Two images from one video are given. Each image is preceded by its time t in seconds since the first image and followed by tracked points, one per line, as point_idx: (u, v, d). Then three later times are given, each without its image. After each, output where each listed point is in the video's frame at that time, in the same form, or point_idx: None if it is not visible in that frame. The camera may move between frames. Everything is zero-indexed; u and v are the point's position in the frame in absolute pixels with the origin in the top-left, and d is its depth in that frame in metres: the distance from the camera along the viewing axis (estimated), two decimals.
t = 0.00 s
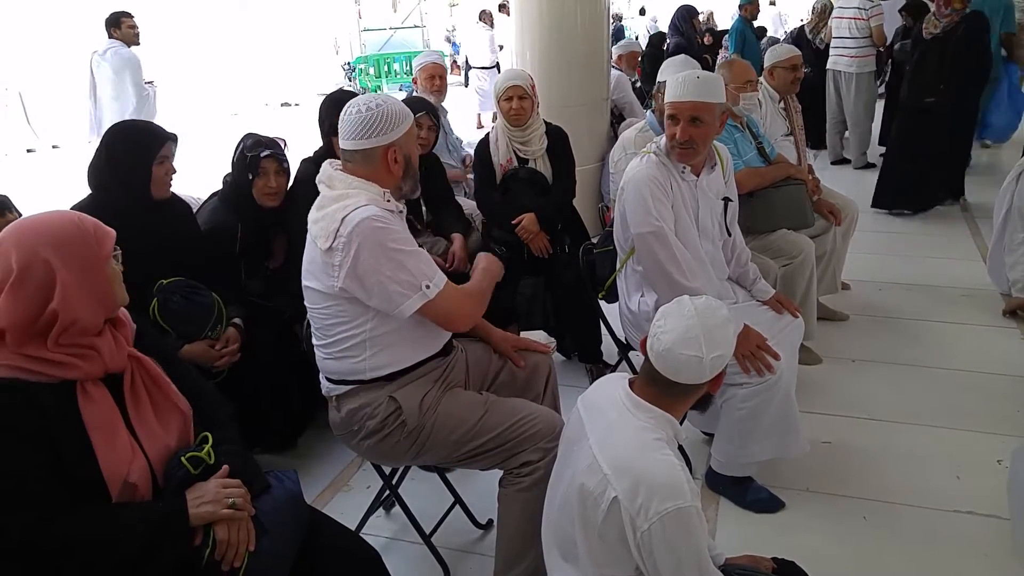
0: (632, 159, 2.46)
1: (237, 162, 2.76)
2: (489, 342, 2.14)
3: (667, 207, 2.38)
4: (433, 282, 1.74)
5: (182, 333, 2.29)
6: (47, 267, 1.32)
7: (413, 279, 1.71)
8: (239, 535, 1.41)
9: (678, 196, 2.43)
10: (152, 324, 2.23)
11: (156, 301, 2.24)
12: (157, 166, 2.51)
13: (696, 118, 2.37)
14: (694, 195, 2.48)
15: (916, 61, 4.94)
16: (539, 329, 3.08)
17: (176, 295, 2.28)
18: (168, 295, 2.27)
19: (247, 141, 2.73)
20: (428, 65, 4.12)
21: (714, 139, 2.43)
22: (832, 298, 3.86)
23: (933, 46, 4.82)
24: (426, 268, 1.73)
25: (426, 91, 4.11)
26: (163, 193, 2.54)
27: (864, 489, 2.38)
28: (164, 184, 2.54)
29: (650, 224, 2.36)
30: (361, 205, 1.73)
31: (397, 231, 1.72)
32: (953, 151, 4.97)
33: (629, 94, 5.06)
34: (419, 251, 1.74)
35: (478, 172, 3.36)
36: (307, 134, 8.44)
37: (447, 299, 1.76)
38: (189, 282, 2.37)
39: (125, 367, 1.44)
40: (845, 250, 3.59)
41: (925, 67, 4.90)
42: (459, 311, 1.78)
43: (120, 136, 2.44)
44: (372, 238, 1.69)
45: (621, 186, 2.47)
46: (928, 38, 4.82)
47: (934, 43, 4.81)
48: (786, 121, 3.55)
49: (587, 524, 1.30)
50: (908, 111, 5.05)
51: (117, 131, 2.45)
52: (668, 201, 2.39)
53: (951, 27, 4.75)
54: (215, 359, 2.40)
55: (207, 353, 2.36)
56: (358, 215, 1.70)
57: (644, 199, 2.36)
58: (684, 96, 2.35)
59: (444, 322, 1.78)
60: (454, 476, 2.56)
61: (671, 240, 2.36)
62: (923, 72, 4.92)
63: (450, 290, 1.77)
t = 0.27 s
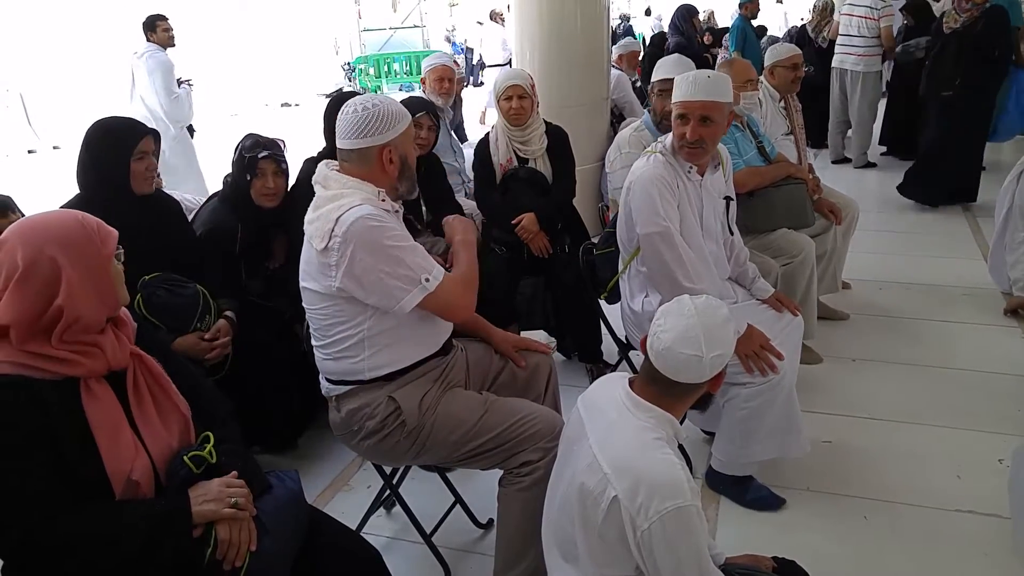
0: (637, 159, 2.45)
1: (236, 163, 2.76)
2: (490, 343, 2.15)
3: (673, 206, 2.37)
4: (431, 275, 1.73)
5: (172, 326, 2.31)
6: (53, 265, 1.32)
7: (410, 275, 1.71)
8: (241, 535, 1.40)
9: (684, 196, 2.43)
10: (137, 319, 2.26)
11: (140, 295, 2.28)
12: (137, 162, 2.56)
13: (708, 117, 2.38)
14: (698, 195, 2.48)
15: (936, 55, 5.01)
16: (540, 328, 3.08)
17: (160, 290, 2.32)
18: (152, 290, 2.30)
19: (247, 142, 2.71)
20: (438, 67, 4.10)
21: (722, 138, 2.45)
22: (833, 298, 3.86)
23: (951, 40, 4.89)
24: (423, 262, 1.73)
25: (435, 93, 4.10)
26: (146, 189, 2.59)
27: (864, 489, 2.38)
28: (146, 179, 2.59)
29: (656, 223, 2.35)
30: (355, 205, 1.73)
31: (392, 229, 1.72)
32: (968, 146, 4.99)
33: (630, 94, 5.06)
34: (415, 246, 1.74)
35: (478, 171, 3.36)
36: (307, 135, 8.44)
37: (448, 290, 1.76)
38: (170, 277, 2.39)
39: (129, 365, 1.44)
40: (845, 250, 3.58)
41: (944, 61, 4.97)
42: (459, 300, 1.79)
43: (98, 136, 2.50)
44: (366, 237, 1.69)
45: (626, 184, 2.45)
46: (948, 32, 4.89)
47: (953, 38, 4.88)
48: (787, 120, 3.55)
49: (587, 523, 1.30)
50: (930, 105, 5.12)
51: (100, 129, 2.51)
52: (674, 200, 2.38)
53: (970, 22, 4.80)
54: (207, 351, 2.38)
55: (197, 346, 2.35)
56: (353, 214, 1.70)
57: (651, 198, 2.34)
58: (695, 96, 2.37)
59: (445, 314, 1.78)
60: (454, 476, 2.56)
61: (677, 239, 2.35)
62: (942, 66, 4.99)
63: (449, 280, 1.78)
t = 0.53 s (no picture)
0: (643, 159, 2.44)
1: (236, 163, 2.75)
2: (490, 344, 2.15)
3: (679, 206, 2.37)
4: (430, 274, 1.74)
5: (165, 321, 2.30)
6: (55, 265, 1.33)
7: (410, 272, 1.71)
8: (240, 537, 1.41)
9: (689, 196, 2.43)
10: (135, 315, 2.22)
11: (135, 291, 2.24)
12: (131, 167, 2.55)
13: (717, 118, 2.41)
14: (703, 196, 2.49)
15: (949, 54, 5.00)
16: (540, 329, 3.08)
17: (154, 284, 2.29)
18: (146, 285, 2.26)
19: (247, 142, 2.71)
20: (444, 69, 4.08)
21: (727, 139, 2.48)
22: (833, 297, 3.86)
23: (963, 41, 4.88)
24: (422, 261, 1.73)
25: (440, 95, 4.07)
26: (139, 193, 2.59)
27: (864, 488, 2.38)
28: (140, 184, 2.57)
29: (663, 223, 2.34)
30: (352, 205, 1.73)
31: (389, 228, 1.72)
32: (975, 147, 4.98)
33: (629, 93, 5.07)
34: (412, 245, 1.74)
35: (478, 172, 3.36)
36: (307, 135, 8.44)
37: (449, 291, 1.77)
38: (161, 270, 2.37)
39: (128, 367, 1.45)
40: (845, 249, 3.59)
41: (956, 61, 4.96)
42: (460, 299, 1.79)
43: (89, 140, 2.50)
44: (363, 237, 1.69)
45: (631, 184, 2.45)
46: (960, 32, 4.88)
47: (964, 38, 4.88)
48: (786, 120, 3.55)
49: (587, 523, 1.30)
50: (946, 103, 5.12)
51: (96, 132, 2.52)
52: (680, 200, 2.38)
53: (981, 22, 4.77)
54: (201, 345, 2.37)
55: (194, 339, 2.35)
56: (350, 214, 1.70)
57: (658, 198, 2.33)
58: (704, 97, 2.40)
59: (445, 313, 1.78)
60: (455, 476, 2.56)
61: (682, 240, 2.34)
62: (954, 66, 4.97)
63: (450, 279, 1.78)
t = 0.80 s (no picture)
0: (646, 159, 2.44)
1: (238, 164, 2.75)
2: (491, 344, 2.16)
3: (683, 206, 2.37)
4: (432, 269, 1.74)
5: (167, 322, 2.32)
6: (50, 268, 1.32)
7: (411, 269, 1.72)
8: (243, 539, 1.41)
9: (692, 196, 2.43)
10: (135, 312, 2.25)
11: (137, 289, 2.26)
12: (142, 172, 2.56)
13: (722, 119, 2.42)
14: (707, 197, 2.49)
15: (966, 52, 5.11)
16: (540, 329, 3.08)
17: (156, 285, 2.30)
18: (149, 285, 2.28)
19: (248, 143, 2.72)
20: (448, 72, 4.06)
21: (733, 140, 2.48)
22: (833, 297, 3.86)
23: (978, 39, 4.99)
24: (422, 257, 1.74)
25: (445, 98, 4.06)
26: (147, 198, 2.59)
27: (865, 488, 2.38)
28: (149, 190, 2.59)
29: (667, 224, 2.34)
30: (351, 205, 1.73)
31: (388, 227, 1.72)
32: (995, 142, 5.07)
33: (629, 94, 5.07)
34: (412, 243, 1.74)
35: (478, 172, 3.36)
36: (307, 136, 8.45)
37: (452, 284, 1.77)
38: (163, 271, 2.38)
39: (129, 369, 1.44)
40: (845, 249, 3.59)
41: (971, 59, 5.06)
42: (463, 293, 1.79)
43: (105, 141, 2.51)
44: (362, 237, 1.69)
45: (635, 184, 2.45)
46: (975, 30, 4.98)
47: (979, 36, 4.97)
48: (786, 120, 3.55)
49: (588, 524, 1.30)
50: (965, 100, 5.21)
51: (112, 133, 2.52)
52: (684, 201, 2.38)
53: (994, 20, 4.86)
54: (202, 346, 2.38)
55: (195, 340, 2.35)
56: (349, 214, 1.70)
57: (662, 198, 2.33)
58: (710, 98, 2.40)
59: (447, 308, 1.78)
60: (455, 477, 2.56)
61: (685, 240, 2.34)
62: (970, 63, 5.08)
63: (451, 274, 1.78)
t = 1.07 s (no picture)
0: (648, 160, 2.44)
1: (240, 166, 2.77)
2: (491, 346, 2.16)
3: (684, 207, 2.37)
4: (436, 263, 1.76)
5: (171, 324, 2.32)
6: (38, 274, 1.32)
7: (417, 264, 1.73)
8: (245, 544, 1.41)
9: (694, 197, 2.43)
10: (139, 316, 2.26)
11: (141, 292, 2.28)
12: (168, 182, 2.57)
13: (724, 121, 2.43)
14: (709, 198, 2.49)
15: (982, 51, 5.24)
16: (541, 331, 3.08)
17: (161, 287, 2.31)
18: (154, 287, 2.30)
19: (251, 146, 2.75)
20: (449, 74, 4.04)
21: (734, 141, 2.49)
22: (834, 299, 3.86)
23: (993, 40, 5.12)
24: (426, 253, 1.75)
25: (447, 100, 4.04)
26: (169, 207, 2.59)
27: (865, 491, 2.37)
28: (171, 198, 2.59)
29: (668, 225, 2.34)
30: (354, 205, 1.73)
31: (391, 227, 1.72)
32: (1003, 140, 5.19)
33: (630, 95, 5.08)
34: (416, 242, 1.75)
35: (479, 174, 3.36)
36: (308, 138, 8.45)
37: (455, 277, 1.77)
38: (169, 273, 2.38)
39: (128, 374, 1.44)
40: (845, 252, 3.59)
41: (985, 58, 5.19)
42: (465, 283, 1.78)
43: (133, 147, 2.49)
44: (364, 238, 1.69)
45: (636, 185, 2.45)
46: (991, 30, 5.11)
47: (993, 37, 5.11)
48: (787, 122, 3.55)
49: (588, 526, 1.30)
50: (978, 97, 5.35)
51: (138, 144, 2.49)
52: (685, 202, 2.37)
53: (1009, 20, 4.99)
54: (205, 351, 2.38)
55: (198, 344, 2.35)
56: (351, 214, 1.70)
57: (663, 199, 2.33)
58: (711, 100, 2.41)
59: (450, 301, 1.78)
60: (455, 478, 2.56)
61: (687, 241, 2.34)
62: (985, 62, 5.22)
63: (457, 266, 1.79)
